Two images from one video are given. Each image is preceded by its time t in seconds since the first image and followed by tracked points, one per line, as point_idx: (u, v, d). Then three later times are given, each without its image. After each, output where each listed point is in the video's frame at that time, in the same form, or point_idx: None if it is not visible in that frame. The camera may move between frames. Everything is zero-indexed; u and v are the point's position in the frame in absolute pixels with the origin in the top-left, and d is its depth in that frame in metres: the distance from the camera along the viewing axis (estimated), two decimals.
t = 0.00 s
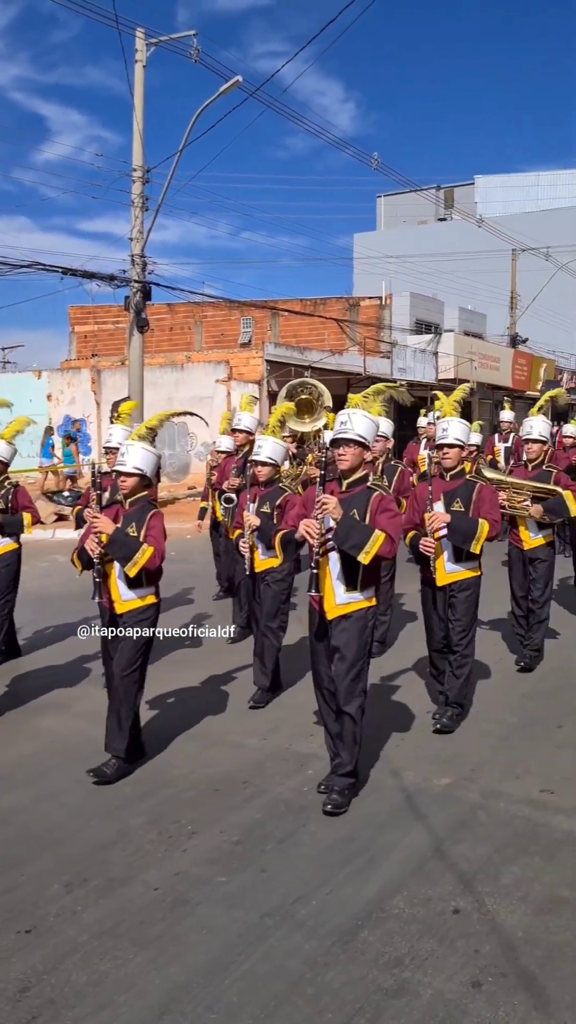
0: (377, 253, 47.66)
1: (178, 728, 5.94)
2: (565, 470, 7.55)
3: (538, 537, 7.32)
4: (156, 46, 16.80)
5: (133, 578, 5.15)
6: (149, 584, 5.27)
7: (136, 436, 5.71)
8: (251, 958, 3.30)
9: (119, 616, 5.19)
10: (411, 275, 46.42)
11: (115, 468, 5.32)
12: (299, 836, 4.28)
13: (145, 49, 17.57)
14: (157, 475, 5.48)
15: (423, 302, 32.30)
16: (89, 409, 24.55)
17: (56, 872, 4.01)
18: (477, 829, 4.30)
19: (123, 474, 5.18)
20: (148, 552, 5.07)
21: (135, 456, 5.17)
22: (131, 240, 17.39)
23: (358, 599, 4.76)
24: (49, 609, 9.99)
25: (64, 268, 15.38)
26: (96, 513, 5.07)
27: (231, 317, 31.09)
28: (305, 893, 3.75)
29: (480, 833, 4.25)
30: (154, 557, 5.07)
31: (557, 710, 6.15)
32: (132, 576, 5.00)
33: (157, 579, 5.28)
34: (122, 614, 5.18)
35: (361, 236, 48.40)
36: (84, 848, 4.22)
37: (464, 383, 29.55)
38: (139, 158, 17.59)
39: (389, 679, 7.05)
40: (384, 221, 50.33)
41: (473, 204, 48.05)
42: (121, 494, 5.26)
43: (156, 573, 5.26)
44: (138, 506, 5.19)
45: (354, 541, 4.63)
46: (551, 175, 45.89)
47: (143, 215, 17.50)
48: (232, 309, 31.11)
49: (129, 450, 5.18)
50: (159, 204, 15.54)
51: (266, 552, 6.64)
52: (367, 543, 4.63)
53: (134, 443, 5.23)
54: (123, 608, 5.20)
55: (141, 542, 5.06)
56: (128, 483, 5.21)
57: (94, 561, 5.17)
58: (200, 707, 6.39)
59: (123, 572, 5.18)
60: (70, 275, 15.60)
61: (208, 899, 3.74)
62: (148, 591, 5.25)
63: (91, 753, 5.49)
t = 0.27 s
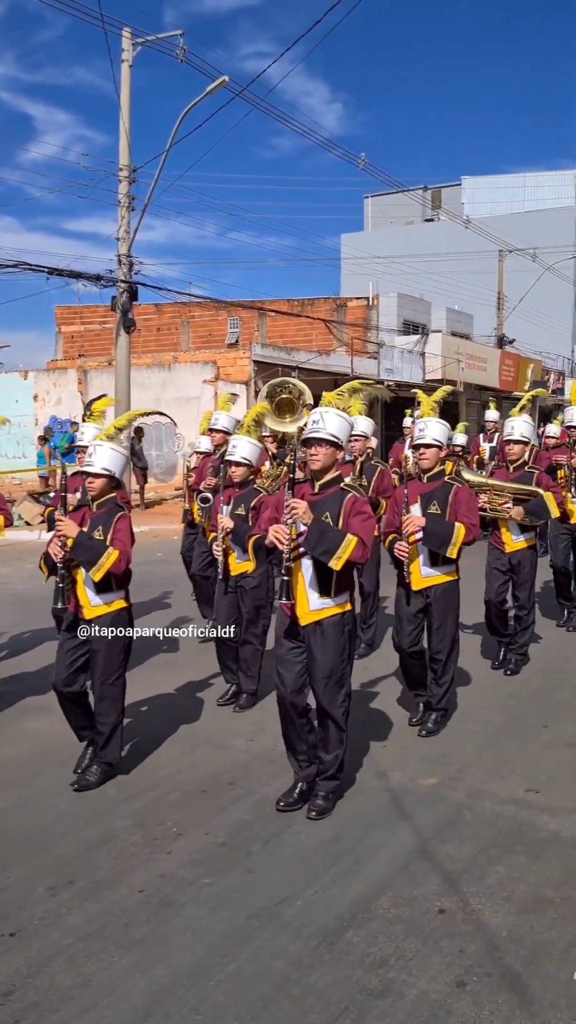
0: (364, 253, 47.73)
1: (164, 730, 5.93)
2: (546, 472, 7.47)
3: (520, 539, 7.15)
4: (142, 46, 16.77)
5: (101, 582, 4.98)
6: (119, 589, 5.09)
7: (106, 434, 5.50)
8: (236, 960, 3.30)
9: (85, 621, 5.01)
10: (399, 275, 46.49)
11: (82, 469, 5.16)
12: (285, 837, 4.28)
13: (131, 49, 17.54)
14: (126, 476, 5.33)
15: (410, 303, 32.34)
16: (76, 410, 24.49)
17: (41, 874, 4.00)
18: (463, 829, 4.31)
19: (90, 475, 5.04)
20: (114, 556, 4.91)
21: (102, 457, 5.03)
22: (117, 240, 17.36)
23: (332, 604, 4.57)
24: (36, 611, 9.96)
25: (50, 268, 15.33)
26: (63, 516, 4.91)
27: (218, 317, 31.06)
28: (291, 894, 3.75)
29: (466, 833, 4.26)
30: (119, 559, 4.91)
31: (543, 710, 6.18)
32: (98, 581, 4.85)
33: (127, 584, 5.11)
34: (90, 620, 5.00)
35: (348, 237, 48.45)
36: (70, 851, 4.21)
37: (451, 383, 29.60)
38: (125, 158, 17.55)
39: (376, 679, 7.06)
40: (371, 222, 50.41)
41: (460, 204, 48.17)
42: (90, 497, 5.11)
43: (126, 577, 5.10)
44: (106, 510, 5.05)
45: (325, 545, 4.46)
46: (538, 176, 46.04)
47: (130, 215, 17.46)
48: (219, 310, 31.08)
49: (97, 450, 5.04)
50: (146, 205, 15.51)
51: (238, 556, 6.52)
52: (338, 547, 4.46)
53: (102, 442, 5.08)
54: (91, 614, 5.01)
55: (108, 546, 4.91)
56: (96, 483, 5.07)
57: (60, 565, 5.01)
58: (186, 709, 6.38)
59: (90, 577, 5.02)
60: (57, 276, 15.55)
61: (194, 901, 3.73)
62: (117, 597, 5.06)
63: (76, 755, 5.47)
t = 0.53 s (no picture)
0: (358, 255, 47.75)
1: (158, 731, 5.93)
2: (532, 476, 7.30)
3: (504, 544, 6.96)
4: (136, 46, 16.76)
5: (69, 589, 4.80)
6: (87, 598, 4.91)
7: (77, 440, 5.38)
8: (229, 961, 3.30)
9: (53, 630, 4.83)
10: (393, 277, 46.55)
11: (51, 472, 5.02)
12: (278, 838, 4.29)
13: (125, 50, 17.55)
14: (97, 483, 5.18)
15: (405, 304, 32.35)
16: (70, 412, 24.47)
17: (34, 876, 3.99)
18: (456, 829, 4.32)
19: (61, 480, 4.91)
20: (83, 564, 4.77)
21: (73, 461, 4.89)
22: (112, 241, 17.35)
23: (303, 614, 4.46)
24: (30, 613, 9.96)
25: (45, 270, 15.32)
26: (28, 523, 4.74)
27: (213, 319, 31.06)
28: (285, 895, 3.75)
29: (459, 834, 4.27)
30: (90, 567, 4.78)
31: (536, 710, 6.19)
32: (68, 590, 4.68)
33: (96, 592, 4.94)
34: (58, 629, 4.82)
35: (343, 238, 48.47)
36: (63, 852, 4.21)
37: (445, 384, 29.61)
38: (119, 159, 17.55)
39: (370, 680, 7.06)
40: (366, 223, 50.49)
41: (454, 206, 48.23)
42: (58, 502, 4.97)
43: (95, 584, 4.93)
44: (76, 516, 4.90)
45: (295, 553, 4.36)
46: (532, 178, 46.11)
47: (124, 216, 17.46)
48: (214, 311, 31.07)
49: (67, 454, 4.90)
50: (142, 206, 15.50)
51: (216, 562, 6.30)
52: (309, 554, 4.36)
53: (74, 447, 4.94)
54: (59, 623, 4.81)
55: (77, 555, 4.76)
56: (67, 489, 4.93)
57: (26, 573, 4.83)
58: (180, 710, 6.38)
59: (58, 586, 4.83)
60: (51, 277, 15.54)
61: (187, 902, 3.73)
62: (86, 605, 4.88)
63: (69, 756, 5.47)
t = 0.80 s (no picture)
0: (357, 255, 47.76)
1: (158, 732, 5.94)
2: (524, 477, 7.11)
3: (495, 545, 6.87)
4: (135, 47, 16.76)
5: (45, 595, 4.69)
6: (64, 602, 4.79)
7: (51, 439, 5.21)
8: (229, 962, 3.30)
9: (29, 638, 4.72)
10: (392, 277, 46.57)
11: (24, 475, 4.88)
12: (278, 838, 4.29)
13: (124, 51, 17.56)
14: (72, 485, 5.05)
15: (403, 305, 32.35)
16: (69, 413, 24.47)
17: (34, 877, 3.99)
18: (455, 829, 4.32)
19: (34, 482, 4.77)
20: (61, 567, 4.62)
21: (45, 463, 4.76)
22: (110, 242, 17.34)
23: (283, 618, 4.31)
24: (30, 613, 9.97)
25: (43, 271, 15.33)
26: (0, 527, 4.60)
27: (212, 320, 31.06)
28: (284, 896, 3.75)
29: (458, 834, 4.28)
30: (66, 574, 4.61)
31: (535, 710, 6.20)
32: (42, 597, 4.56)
33: (74, 598, 4.81)
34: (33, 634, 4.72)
35: (341, 239, 48.46)
36: (63, 854, 4.21)
37: (443, 384, 29.60)
38: (118, 160, 17.56)
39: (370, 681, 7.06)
40: (364, 224, 50.51)
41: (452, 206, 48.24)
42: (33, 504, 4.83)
43: (72, 591, 4.77)
44: (52, 518, 4.79)
45: (274, 556, 4.19)
46: (530, 179, 46.11)
47: (123, 217, 17.47)
48: (213, 312, 31.07)
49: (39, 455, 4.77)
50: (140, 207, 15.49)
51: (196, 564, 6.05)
52: (288, 557, 4.20)
53: (46, 447, 4.80)
54: (33, 629, 4.72)
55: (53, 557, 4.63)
56: (40, 491, 4.78)
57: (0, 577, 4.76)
58: (180, 710, 6.38)
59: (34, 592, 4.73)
60: (49, 278, 15.54)
61: (187, 903, 3.74)
62: (62, 612, 4.76)
63: (69, 757, 5.47)
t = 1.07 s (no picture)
0: (356, 257, 47.79)
1: (157, 734, 5.93)
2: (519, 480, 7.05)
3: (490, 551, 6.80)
4: (134, 50, 16.77)
5: (22, 605, 4.56)
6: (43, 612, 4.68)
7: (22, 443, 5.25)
8: (228, 963, 3.30)
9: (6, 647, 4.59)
10: (391, 279, 46.61)
11: None
12: (277, 840, 4.29)
13: (123, 54, 17.58)
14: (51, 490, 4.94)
15: (402, 307, 32.36)
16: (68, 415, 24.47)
17: (33, 879, 3.99)
18: (454, 831, 4.33)
19: (10, 488, 4.67)
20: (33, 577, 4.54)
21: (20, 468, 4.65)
22: (109, 245, 17.37)
23: (265, 627, 4.15)
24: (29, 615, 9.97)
25: (43, 273, 15.34)
26: None
27: (211, 322, 31.07)
28: (283, 897, 3.76)
29: (457, 835, 4.28)
30: (40, 582, 4.53)
31: (534, 712, 6.20)
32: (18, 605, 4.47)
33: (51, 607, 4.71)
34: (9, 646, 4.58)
35: (340, 241, 48.50)
36: (62, 856, 4.21)
37: (442, 386, 29.61)
38: (117, 163, 17.57)
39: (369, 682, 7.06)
40: (363, 226, 50.55)
41: (451, 209, 48.28)
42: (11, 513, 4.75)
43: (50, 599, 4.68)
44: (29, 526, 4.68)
45: (255, 561, 4.01)
46: (529, 181, 46.18)
47: (122, 219, 17.48)
48: (212, 314, 31.08)
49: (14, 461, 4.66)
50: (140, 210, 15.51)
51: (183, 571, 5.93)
52: (269, 563, 4.01)
53: (22, 453, 4.68)
54: (10, 639, 4.57)
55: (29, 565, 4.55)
56: (16, 498, 4.71)
57: None
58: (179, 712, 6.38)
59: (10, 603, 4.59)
60: (48, 280, 15.55)
61: (186, 904, 3.74)
62: (42, 622, 4.65)
63: (68, 759, 5.47)
